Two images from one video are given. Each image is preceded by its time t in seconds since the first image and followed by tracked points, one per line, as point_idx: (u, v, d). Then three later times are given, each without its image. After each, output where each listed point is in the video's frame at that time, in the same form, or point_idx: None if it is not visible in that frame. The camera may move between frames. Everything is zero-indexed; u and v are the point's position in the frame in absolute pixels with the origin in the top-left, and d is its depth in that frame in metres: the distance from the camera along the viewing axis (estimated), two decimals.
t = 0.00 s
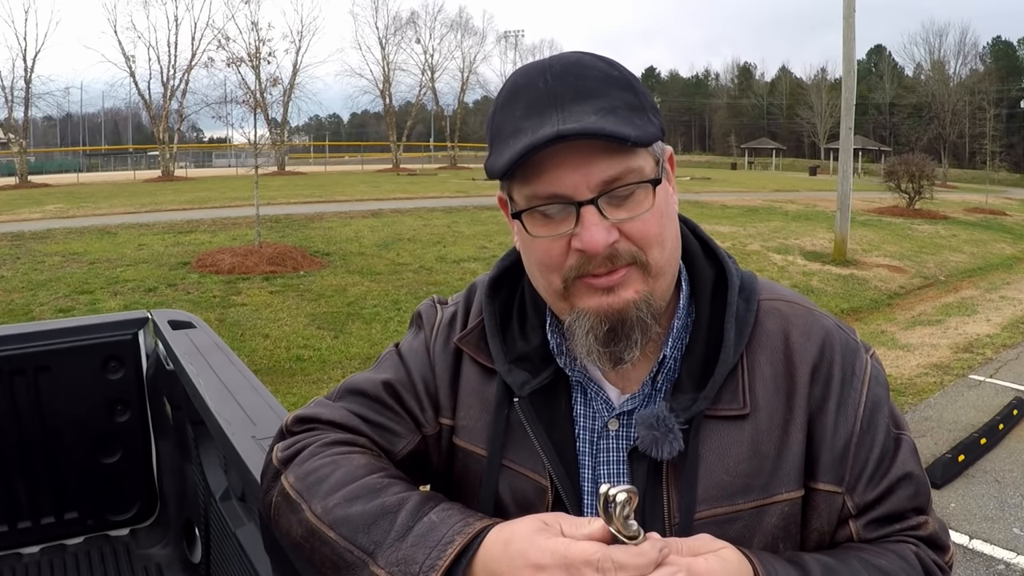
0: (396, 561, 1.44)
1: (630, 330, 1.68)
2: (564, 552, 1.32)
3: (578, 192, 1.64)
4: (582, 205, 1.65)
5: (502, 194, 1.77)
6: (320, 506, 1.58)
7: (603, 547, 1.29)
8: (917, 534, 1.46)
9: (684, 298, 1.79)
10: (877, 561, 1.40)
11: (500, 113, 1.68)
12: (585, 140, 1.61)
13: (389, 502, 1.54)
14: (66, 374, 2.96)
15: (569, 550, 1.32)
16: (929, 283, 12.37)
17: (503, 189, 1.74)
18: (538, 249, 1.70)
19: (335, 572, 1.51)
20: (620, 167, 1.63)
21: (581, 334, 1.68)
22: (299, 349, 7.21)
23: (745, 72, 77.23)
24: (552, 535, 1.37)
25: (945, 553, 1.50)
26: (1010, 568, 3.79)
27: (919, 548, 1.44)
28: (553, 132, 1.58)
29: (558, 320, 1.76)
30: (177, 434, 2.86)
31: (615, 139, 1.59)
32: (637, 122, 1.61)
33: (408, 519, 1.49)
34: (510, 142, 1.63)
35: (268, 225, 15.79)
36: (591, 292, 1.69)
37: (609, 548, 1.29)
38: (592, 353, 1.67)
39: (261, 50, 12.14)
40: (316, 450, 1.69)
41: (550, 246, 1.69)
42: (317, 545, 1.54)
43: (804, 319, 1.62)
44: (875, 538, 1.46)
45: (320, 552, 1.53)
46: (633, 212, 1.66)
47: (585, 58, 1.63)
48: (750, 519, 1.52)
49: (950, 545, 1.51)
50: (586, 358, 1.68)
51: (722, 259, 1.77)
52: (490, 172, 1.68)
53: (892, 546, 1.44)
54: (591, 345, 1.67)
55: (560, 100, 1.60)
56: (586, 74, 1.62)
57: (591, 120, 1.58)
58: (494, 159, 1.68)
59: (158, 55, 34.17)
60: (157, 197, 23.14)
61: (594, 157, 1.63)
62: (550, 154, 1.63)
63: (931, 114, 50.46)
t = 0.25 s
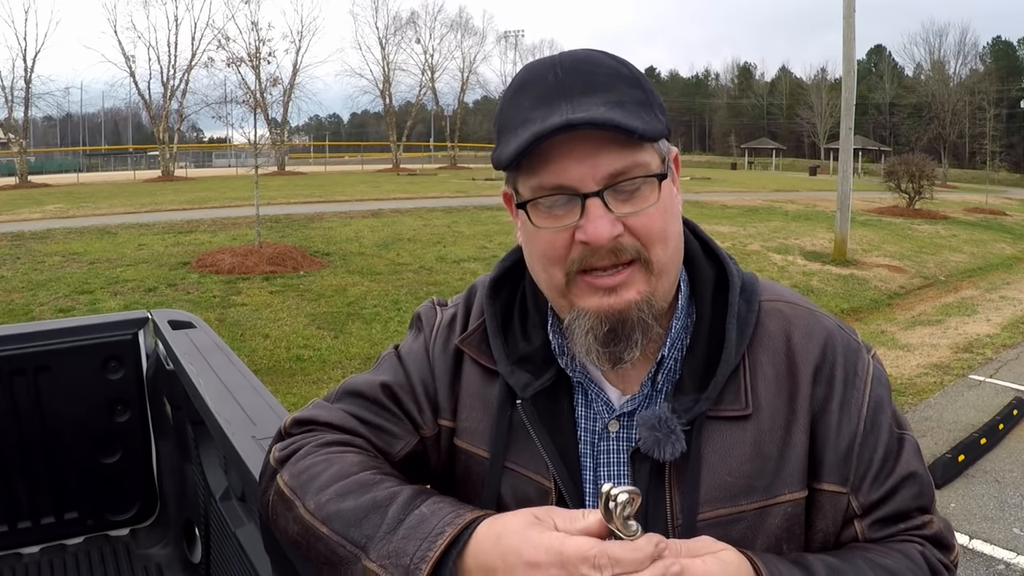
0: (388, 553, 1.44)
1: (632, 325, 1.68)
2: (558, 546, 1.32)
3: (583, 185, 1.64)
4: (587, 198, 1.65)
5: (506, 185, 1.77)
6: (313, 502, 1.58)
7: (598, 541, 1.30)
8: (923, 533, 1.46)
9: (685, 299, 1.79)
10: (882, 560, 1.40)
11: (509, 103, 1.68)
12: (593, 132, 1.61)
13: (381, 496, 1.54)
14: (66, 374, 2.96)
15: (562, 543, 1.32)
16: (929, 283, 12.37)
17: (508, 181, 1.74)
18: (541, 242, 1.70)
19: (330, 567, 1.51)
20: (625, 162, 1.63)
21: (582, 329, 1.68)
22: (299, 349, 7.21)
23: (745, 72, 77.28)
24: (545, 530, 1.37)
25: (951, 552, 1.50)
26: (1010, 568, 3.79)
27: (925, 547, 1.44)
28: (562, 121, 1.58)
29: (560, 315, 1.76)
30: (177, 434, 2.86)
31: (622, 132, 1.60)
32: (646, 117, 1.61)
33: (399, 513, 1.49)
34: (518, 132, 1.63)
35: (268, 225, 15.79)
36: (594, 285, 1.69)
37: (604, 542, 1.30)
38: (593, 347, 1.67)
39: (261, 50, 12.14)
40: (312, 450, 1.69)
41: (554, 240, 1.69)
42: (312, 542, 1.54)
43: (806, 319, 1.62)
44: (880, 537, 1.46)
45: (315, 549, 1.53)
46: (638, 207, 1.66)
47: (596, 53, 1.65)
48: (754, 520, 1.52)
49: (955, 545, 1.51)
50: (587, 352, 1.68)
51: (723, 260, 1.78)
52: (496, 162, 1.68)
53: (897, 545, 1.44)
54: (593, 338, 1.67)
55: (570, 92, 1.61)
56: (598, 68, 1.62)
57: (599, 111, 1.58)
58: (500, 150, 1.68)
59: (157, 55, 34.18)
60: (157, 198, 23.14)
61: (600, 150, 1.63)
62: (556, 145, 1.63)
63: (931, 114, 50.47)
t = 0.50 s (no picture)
0: (394, 559, 1.44)
1: (632, 330, 1.68)
2: (557, 552, 1.33)
3: (584, 190, 1.64)
4: (587, 203, 1.65)
5: (505, 188, 1.77)
6: (318, 505, 1.58)
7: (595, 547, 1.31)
8: (916, 538, 1.46)
9: (684, 300, 1.78)
10: (875, 564, 1.40)
11: (508, 107, 1.67)
12: (593, 138, 1.61)
13: (386, 500, 1.54)
14: (66, 374, 2.96)
15: (563, 549, 1.33)
16: (929, 283, 12.37)
17: (507, 184, 1.74)
18: (541, 247, 1.70)
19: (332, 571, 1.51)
20: (626, 167, 1.63)
21: (581, 334, 1.68)
22: (299, 349, 7.21)
23: (744, 72, 77.31)
24: (546, 535, 1.38)
25: (946, 557, 1.50)
26: (1010, 568, 3.79)
27: (918, 551, 1.44)
28: (562, 127, 1.58)
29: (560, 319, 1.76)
30: (177, 434, 2.86)
31: (624, 137, 1.59)
32: (647, 122, 1.62)
33: (404, 518, 1.50)
34: (518, 137, 1.63)
35: (268, 225, 15.79)
36: (594, 291, 1.69)
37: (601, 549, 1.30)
38: (593, 353, 1.67)
39: (261, 50, 12.14)
40: (313, 451, 1.69)
41: (555, 244, 1.69)
42: (315, 545, 1.54)
43: (804, 321, 1.61)
44: (875, 541, 1.46)
45: (318, 552, 1.53)
46: (639, 212, 1.66)
47: (596, 57, 1.64)
48: (750, 522, 1.53)
49: (950, 549, 1.51)
50: (587, 358, 1.68)
51: (722, 261, 1.77)
52: (496, 167, 1.68)
53: (891, 549, 1.44)
54: (593, 344, 1.67)
55: (571, 97, 1.60)
56: (597, 73, 1.62)
57: (600, 117, 1.58)
58: (500, 153, 1.68)
59: (158, 55, 34.19)
60: (157, 198, 23.15)
61: (601, 155, 1.62)
62: (557, 151, 1.63)
63: (931, 114, 50.51)
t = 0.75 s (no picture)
0: (392, 559, 1.44)
1: (634, 334, 1.68)
2: (555, 545, 1.33)
3: (586, 191, 1.64)
4: (590, 204, 1.65)
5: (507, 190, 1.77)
6: (317, 506, 1.58)
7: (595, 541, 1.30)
8: (918, 537, 1.46)
9: (686, 300, 1.78)
10: (877, 563, 1.40)
11: (512, 108, 1.67)
12: (598, 139, 1.61)
13: (385, 500, 1.54)
14: (67, 374, 2.96)
15: (561, 544, 1.32)
16: (929, 283, 12.37)
17: (510, 186, 1.74)
18: (544, 248, 1.70)
19: (331, 570, 1.51)
20: (629, 168, 1.63)
21: (582, 335, 1.68)
22: (299, 349, 7.22)
23: (744, 73, 77.33)
24: (546, 531, 1.37)
25: (947, 557, 1.50)
26: (1010, 568, 3.79)
27: (921, 551, 1.44)
28: (566, 129, 1.58)
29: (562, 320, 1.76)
30: (177, 434, 2.86)
31: (626, 139, 1.59)
32: (650, 123, 1.62)
33: (403, 517, 1.49)
34: (521, 138, 1.63)
35: (268, 225, 15.80)
36: (596, 293, 1.69)
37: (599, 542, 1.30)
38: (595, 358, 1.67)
39: (261, 50, 12.15)
40: (312, 450, 1.69)
41: (556, 245, 1.69)
42: (314, 545, 1.54)
43: (806, 321, 1.61)
44: (875, 541, 1.46)
45: (317, 552, 1.53)
46: (641, 213, 1.66)
47: (599, 58, 1.64)
48: (750, 521, 1.53)
49: (951, 549, 1.51)
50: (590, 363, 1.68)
51: (724, 260, 1.78)
52: (499, 167, 1.68)
53: (893, 548, 1.44)
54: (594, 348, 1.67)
55: (574, 99, 1.60)
56: (600, 78, 1.61)
57: (603, 119, 1.58)
58: (503, 155, 1.68)
59: (158, 55, 34.20)
60: (157, 197, 23.15)
61: (603, 157, 1.63)
62: (559, 152, 1.63)
63: (931, 114, 50.53)
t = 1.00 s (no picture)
0: (388, 553, 1.44)
1: (633, 330, 1.68)
2: (550, 543, 1.34)
3: (586, 185, 1.65)
4: (589, 198, 1.65)
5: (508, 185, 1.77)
6: (314, 502, 1.58)
7: (592, 541, 1.31)
8: (926, 531, 1.46)
9: (685, 299, 1.78)
10: (890, 557, 1.40)
11: (514, 103, 1.67)
12: (599, 132, 1.61)
13: (381, 495, 1.54)
14: (66, 374, 2.96)
15: (557, 542, 1.33)
16: (929, 283, 12.38)
17: (510, 182, 1.74)
18: (545, 243, 1.70)
19: (329, 567, 1.51)
20: (629, 164, 1.64)
21: (582, 331, 1.68)
22: (299, 349, 7.22)
23: (744, 73, 77.35)
24: (541, 528, 1.38)
25: (954, 550, 1.51)
26: (1010, 568, 3.79)
27: (929, 544, 1.45)
28: (568, 121, 1.59)
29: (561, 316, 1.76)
30: (177, 434, 2.86)
31: (628, 133, 1.60)
32: (650, 120, 1.62)
33: (398, 512, 1.50)
34: (522, 133, 1.63)
35: (268, 225, 15.80)
36: (595, 289, 1.69)
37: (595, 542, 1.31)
38: (596, 354, 1.67)
39: (261, 50, 12.15)
40: (312, 449, 1.69)
41: (556, 240, 1.68)
42: (311, 542, 1.54)
43: (807, 319, 1.62)
44: (884, 536, 1.46)
45: (315, 549, 1.53)
46: (641, 209, 1.66)
47: (600, 58, 1.64)
48: (755, 518, 1.53)
49: (957, 542, 1.52)
50: (590, 358, 1.68)
51: (723, 259, 1.78)
52: (500, 162, 1.68)
53: (901, 543, 1.44)
54: (595, 344, 1.67)
55: (576, 93, 1.60)
56: (601, 74, 1.62)
57: (605, 113, 1.58)
58: (504, 150, 1.69)
59: (158, 55, 34.20)
60: (157, 197, 23.16)
61: (604, 152, 1.63)
62: (560, 146, 1.63)
63: (931, 114, 50.55)
